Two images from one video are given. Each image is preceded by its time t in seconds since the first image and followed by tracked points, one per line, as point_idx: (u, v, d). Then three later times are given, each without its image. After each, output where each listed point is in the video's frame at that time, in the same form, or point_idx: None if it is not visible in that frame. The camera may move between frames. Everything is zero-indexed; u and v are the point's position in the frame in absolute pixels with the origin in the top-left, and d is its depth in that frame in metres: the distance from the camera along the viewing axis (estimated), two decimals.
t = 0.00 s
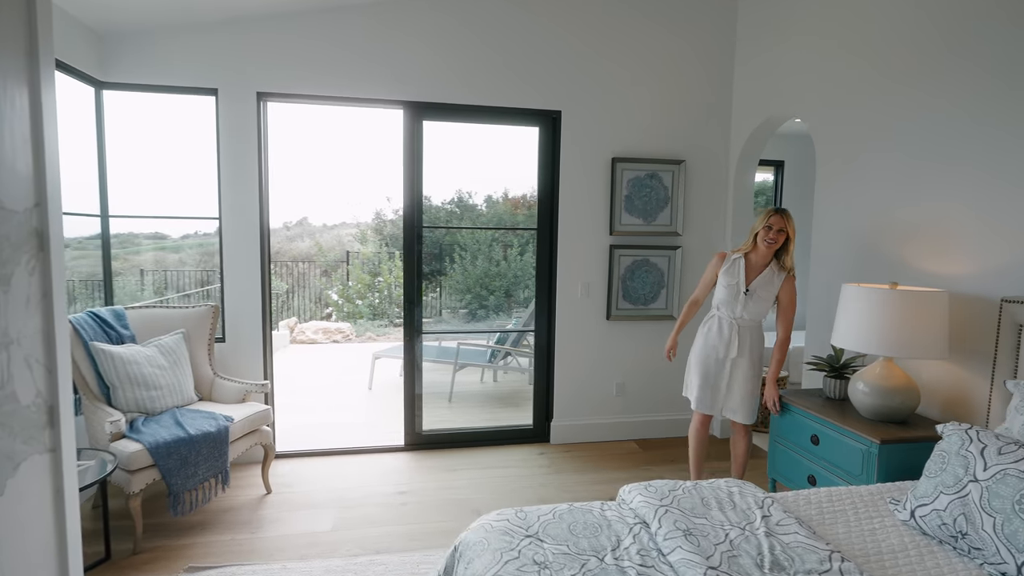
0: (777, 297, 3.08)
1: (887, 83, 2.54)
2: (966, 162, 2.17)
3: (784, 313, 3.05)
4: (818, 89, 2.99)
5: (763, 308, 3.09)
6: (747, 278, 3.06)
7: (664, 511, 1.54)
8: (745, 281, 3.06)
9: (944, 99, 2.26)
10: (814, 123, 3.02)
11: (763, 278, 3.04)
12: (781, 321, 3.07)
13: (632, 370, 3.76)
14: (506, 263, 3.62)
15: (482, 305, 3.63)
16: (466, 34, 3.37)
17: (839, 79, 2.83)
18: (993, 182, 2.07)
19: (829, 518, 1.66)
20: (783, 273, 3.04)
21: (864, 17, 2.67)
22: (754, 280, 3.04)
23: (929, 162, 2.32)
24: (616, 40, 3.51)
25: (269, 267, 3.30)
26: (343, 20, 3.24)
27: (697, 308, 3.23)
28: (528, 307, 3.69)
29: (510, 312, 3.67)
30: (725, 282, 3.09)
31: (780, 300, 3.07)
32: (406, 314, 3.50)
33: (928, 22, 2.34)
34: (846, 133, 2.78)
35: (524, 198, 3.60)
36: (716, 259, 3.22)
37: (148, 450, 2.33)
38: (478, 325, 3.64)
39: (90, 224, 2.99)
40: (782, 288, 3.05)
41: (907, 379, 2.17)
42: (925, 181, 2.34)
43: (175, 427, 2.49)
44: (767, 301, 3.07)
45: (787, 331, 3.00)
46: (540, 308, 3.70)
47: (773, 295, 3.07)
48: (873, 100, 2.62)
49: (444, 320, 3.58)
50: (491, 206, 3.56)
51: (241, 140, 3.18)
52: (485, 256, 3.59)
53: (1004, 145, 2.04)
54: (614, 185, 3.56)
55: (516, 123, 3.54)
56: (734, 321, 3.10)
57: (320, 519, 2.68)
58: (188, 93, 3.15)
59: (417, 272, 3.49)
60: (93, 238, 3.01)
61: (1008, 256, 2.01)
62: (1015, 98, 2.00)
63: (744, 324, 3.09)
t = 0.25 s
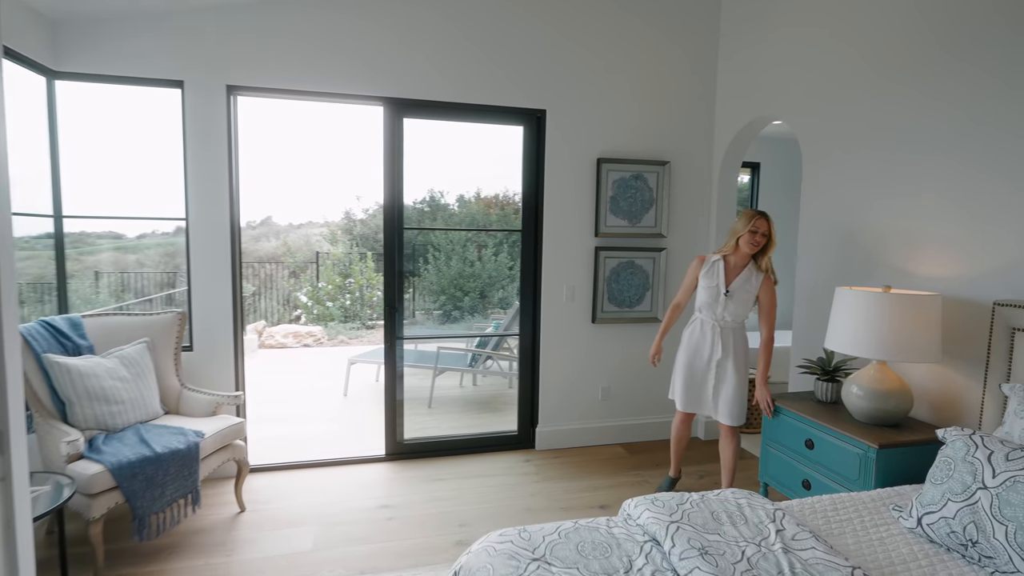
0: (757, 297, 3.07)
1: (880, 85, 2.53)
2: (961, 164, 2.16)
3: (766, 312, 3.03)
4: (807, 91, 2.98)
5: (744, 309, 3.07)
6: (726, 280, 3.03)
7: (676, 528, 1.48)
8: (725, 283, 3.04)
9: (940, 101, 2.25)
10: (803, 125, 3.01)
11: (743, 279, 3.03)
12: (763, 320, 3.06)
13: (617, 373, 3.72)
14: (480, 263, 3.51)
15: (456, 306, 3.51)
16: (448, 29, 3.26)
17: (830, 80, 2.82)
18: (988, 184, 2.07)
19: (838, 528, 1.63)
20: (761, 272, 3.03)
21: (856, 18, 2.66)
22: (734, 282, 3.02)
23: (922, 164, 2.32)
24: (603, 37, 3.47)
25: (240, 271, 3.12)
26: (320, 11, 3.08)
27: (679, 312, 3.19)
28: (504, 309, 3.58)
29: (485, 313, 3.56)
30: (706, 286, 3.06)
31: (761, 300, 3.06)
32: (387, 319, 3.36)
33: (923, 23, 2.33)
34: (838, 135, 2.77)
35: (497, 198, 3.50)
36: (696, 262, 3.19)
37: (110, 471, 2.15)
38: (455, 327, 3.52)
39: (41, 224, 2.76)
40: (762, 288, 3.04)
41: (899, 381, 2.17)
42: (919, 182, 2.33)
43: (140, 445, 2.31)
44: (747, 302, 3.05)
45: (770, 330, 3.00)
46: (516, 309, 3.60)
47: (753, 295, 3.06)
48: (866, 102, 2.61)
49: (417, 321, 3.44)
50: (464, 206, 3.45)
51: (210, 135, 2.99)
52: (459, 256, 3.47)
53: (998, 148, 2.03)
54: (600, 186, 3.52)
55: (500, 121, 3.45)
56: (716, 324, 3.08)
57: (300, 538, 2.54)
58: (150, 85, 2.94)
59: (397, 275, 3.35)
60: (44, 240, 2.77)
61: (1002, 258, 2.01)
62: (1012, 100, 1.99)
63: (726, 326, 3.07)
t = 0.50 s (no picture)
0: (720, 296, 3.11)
1: (868, 84, 2.49)
2: (944, 166, 2.17)
3: (730, 310, 3.07)
4: (790, 90, 2.94)
5: (707, 307, 3.11)
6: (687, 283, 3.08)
7: (680, 538, 1.43)
8: (687, 286, 3.09)
9: (932, 100, 2.22)
10: (786, 124, 2.97)
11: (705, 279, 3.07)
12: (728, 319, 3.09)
13: (594, 374, 3.69)
14: (447, 263, 3.39)
15: (423, 307, 3.37)
16: (422, 22, 3.15)
17: (814, 79, 2.78)
18: (968, 185, 2.09)
19: (834, 530, 1.63)
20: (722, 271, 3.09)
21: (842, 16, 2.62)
22: (696, 283, 3.07)
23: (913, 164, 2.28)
24: (579, 35, 3.44)
25: (201, 273, 2.92)
26: None
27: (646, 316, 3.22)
28: (471, 309, 3.47)
29: (451, 313, 3.44)
30: (669, 290, 3.11)
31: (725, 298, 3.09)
32: (360, 323, 3.22)
33: (913, 22, 2.29)
34: (811, 137, 2.81)
35: (461, 197, 3.38)
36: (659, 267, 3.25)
37: (57, 496, 1.95)
38: (423, 329, 3.39)
39: None
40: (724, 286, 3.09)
41: (879, 380, 2.20)
42: (910, 183, 2.30)
43: (91, 466, 2.11)
44: (710, 301, 3.09)
45: (736, 327, 3.02)
46: (483, 311, 3.50)
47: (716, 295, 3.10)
48: (853, 101, 2.57)
49: (383, 323, 3.29)
50: (428, 205, 3.32)
51: (166, 128, 2.78)
52: (425, 256, 3.34)
53: (996, 148, 2.01)
54: (577, 186, 3.48)
55: (477, 118, 3.36)
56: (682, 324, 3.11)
57: (270, 557, 2.38)
58: (99, 73, 2.71)
59: (371, 276, 3.21)
60: None
61: (981, 258, 2.05)
62: (1010, 100, 1.96)
63: (691, 326, 3.10)
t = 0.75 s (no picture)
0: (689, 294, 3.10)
1: (860, 82, 2.48)
2: (922, 166, 2.23)
3: (700, 308, 3.07)
4: (767, 90, 2.98)
5: (676, 306, 3.11)
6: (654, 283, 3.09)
7: (691, 541, 1.40)
8: (656, 287, 3.09)
9: (926, 99, 2.21)
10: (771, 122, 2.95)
11: (672, 279, 3.08)
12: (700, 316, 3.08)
13: (573, 374, 3.66)
14: (413, 262, 3.25)
15: (388, 307, 3.22)
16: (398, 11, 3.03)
17: (802, 77, 2.77)
18: (944, 184, 2.15)
19: (835, 527, 1.63)
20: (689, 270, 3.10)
21: (831, 14, 2.61)
22: (664, 284, 3.08)
23: (906, 162, 2.28)
24: (557, 30, 3.40)
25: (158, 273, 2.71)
26: None
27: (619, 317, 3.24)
28: (437, 309, 3.34)
29: (418, 314, 3.30)
30: (638, 291, 3.11)
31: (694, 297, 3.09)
32: (333, 325, 3.07)
33: (905, 21, 2.29)
34: (788, 136, 2.85)
35: (424, 195, 3.24)
36: (628, 268, 3.27)
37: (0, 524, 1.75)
38: (389, 329, 3.24)
39: None
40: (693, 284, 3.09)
41: (859, 375, 2.24)
42: (895, 181, 2.32)
43: (39, 487, 1.91)
44: (679, 301, 3.09)
45: (711, 325, 3.00)
46: (450, 311, 3.37)
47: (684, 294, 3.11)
48: (843, 99, 2.56)
49: (352, 325, 3.14)
50: (390, 204, 3.16)
51: (118, 116, 2.56)
52: (390, 256, 3.19)
53: (992, 147, 2.01)
54: (556, 182, 3.43)
55: (455, 112, 3.27)
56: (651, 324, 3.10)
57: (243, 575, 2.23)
58: (39, 53, 2.46)
59: (343, 276, 3.06)
60: None
61: (957, 255, 2.11)
62: (996, 101, 1.99)
63: (661, 325, 3.10)
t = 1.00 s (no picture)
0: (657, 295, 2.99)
1: (843, 80, 2.47)
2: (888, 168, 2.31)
3: (668, 309, 2.96)
4: (736, 91, 3.02)
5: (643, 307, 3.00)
6: (620, 284, 2.99)
7: (694, 546, 1.36)
8: (622, 287, 2.99)
9: (908, 99, 2.22)
10: (749, 120, 2.95)
11: (638, 279, 2.97)
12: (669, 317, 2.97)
13: (544, 374, 3.61)
14: (369, 262, 3.08)
15: (344, 309, 3.04)
16: None
17: (781, 75, 2.76)
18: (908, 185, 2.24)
19: (823, 522, 1.64)
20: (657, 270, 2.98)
21: (813, 12, 2.60)
22: (629, 286, 2.98)
23: (888, 161, 2.29)
24: (527, 25, 3.34)
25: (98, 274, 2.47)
26: None
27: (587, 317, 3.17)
28: (394, 310, 3.18)
29: (376, 315, 3.14)
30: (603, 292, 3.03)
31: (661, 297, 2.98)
32: (294, 329, 2.90)
33: (886, 21, 2.29)
34: (756, 137, 2.91)
35: (378, 193, 3.07)
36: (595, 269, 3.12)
37: None
38: (346, 331, 3.07)
39: None
40: (660, 285, 2.97)
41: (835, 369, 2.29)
42: (862, 182, 2.40)
43: None
44: (646, 300, 3.00)
45: (678, 323, 2.94)
46: (409, 312, 3.22)
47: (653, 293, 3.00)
48: (823, 98, 2.56)
49: (316, 327, 2.98)
50: (341, 203, 2.97)
51: (51, 100, 2.31)
52: (345, 255, 3.01)
53: (976, 146, 2.01)
54: (526, 180, 3.38)
55: (423, 105, 3.14)
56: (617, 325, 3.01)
57: None
58: None
59: (306, 275, 2.90)
60: None
61: (921, 252, 2.19)
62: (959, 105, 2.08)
63: (628, 326, 3.00)
